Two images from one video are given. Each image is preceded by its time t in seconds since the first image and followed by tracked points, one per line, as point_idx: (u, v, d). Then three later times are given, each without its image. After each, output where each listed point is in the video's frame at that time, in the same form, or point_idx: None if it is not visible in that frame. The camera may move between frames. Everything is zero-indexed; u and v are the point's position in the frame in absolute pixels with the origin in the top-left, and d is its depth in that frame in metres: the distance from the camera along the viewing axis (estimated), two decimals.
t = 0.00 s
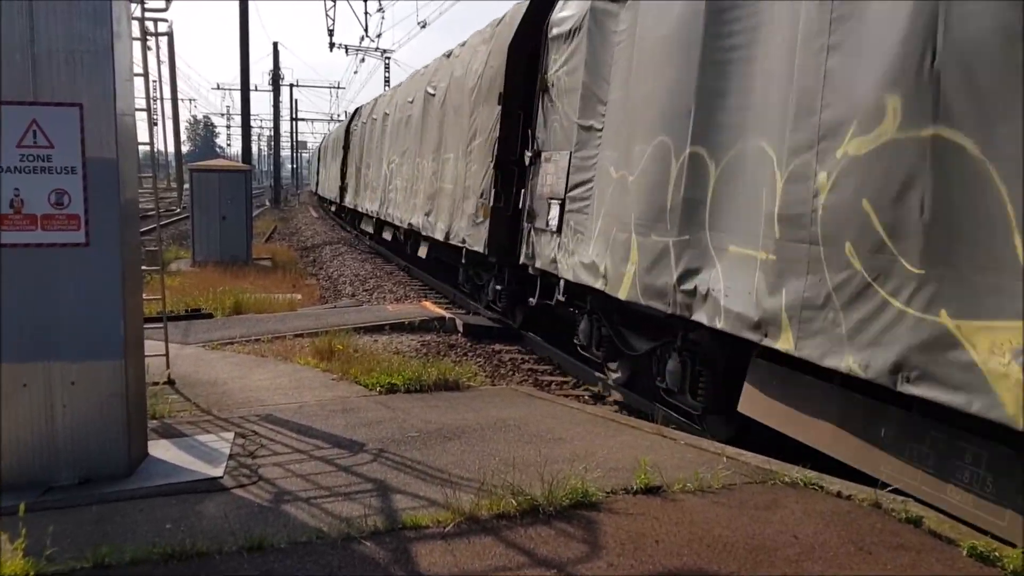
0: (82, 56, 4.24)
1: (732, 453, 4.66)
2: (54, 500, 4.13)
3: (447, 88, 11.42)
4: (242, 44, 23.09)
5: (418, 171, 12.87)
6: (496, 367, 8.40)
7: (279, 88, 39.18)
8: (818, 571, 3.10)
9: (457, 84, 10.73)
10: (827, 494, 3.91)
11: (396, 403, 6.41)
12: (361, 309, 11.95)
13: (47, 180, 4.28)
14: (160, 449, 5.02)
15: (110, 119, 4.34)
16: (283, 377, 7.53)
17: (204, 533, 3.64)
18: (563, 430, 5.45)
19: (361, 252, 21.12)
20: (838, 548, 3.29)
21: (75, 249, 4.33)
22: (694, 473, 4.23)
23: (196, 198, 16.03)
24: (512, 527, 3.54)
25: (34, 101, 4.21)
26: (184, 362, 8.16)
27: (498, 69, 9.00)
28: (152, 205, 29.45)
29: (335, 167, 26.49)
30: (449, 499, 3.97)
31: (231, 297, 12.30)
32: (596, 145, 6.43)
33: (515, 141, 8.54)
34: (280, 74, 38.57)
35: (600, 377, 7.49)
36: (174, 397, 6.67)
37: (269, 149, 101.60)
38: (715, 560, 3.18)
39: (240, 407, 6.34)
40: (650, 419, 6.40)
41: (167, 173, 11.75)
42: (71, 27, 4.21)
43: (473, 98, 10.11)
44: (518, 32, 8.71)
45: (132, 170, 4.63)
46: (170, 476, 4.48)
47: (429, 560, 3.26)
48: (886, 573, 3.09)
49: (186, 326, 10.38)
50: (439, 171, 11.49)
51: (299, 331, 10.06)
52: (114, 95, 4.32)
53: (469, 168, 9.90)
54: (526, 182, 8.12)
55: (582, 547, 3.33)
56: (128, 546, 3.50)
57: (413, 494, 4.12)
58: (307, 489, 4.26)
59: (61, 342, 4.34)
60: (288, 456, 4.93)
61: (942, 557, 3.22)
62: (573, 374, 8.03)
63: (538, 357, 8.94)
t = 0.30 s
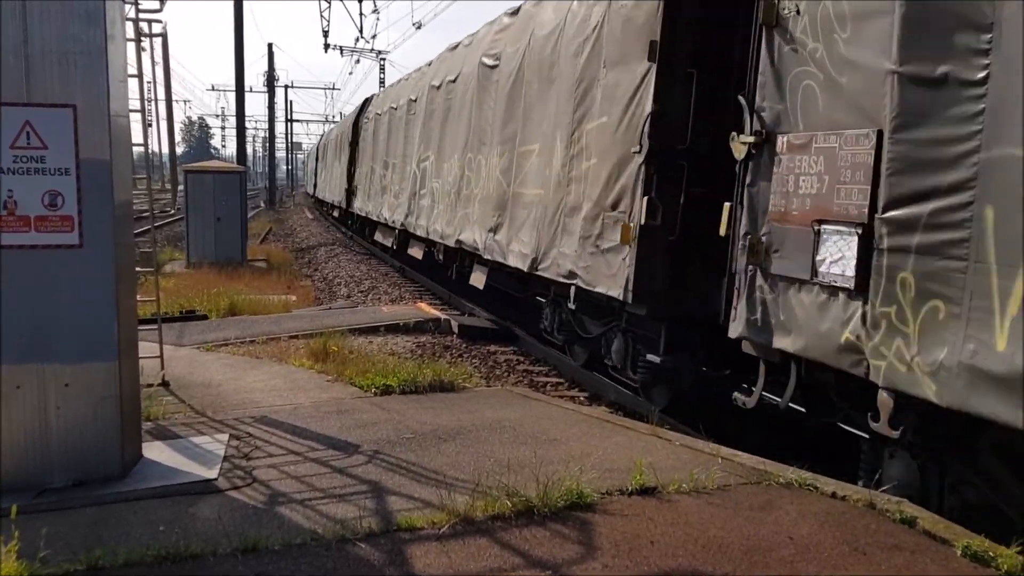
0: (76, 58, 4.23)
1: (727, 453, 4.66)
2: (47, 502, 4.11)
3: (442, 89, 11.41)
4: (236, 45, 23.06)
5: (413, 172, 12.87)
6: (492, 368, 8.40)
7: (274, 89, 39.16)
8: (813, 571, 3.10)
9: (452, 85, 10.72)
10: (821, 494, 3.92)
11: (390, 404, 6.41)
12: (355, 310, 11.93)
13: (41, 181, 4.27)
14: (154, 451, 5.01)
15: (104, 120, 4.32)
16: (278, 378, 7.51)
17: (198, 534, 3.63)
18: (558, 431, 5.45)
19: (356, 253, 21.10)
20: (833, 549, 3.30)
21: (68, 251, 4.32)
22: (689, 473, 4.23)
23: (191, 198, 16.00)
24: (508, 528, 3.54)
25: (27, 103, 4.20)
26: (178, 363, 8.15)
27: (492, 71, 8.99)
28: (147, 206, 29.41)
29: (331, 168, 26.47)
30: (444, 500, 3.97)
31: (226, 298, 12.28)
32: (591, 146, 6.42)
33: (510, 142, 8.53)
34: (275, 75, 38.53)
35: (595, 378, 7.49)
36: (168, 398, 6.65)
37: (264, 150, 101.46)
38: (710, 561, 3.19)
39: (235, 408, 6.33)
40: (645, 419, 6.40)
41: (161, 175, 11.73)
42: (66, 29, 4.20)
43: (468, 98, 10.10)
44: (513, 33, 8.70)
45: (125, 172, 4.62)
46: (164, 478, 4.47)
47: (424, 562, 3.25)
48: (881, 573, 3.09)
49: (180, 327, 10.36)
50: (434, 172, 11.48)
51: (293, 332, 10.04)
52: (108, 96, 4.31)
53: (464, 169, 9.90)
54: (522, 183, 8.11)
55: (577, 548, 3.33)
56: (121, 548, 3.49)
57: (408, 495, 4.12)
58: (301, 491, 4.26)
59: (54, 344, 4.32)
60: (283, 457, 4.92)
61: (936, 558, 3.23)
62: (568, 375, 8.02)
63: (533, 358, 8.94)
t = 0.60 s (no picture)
0: (71, 58, 4.21)
1: (724, 453, 4.66)
2: (43, 503, 4.10)
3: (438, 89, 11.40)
4: (232, 45, 23.02)
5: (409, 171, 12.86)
6: (488, 369, 8.39)
7: (271, 89, 39.18)
8: (809, 572, 3.10)
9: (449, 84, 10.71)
10: (817, 494, 3.92)
11: (386, 405, 6.40)
12: (352, 310, 11.92)
13: (36, 181, 4.26)
14: (150, 451, 5.00)
15: (100, 120, 4.31)
16: (274, 378, 7.50)
17: (193, 535, 3.63)
18: (555, 431, 5.45)
19: (353, 253, 21.10)
20: (829, 549, 3.30)
21: (64, 251, 4.31)
22: (684, 473, 4.23)
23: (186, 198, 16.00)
24: (504, 528, 3.53)
25: (22, 102, 4.19)
26: (174, 363, 8.13)
27: (487, 70, 8.98)
28: (142, 206, 29.39)
29: (327, 168, 26.46)
30: (440, 501, 3.97)
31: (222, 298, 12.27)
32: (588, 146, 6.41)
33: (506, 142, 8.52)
34: (272, 75, 38.53)
35: (591, 378, 7.49)
36: (164, 398, 6.64)
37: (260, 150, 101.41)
38: (705, 561, 3.19)
39: (231, 408, 6.31)
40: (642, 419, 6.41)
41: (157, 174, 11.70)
42: (61, 28, 4.18)
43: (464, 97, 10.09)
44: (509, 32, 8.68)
45: (121, 171, 4.61)
46: (160, 478, 4.46)
47: (419, 562, 3.25)
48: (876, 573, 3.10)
49: (176, 328, 10.35)
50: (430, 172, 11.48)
51: (289, 332, 10.04)
52: (104, 96, 4.30)
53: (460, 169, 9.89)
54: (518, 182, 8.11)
55: (573, 549, 3.32)
56: (116, 548, 3.49)
57: (404, 496, 4.11)
58: (297, 491, 4.25)
59: (50, 343, 4.31)
60: (278, 458, 4.91)
61: (932, 558, 3.23)
62: (565, 375, 8.02)
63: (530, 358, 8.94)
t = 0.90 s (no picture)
0: (69, 58, 4.20)
1: (721, 455, 4.67)
2: (39, 504, 4.10)
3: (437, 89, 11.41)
4: (231, 46, 23.02)
5: (407, 172, 12.86)
6: (486, 370, 8.39)
7: (269, 90, 39.18)
8: (805, 573, 3.10)
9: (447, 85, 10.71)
10: (814, 496, 3.92)
11: (384, 406, 6.40)
12: (351, 311, 11.92)
13: (33, 182, 4.26)
14: (147, 453, 5.00)
15: (97, 120, 4.30)
16: (272, 379, 7.50)
17: (189, 536, 3.62)
18: (553, 432, 5.45)
19: (351, 255, 21.10)
20: (826, 550, 3.30)
21: (61, 252, 4.30)
22: (681, 475, 4.23)
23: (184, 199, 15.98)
24: (501, 530, 3.53)
25: (19, 103, 4.20)
26: (171, 365, 8.13)
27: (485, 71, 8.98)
28: (140, 207, 29.37)
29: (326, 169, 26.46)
30: (437, 502, 3.96)
31: (220, 299, 12.27)
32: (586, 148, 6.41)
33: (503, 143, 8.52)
34: (270, 76, 38.52)
35: (589, 379, 7.49)
36: (161, 400, 6.64)
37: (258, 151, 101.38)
38: (702, 562, 3.19)
39: (229, 410, 6.30)
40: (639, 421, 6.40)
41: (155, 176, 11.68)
42: (58, 29, 4.18)
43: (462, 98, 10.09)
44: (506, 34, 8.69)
45: (119, 172, 4.60)
46: (157, 480, 4.45)
47: (416, 563, 3.25)
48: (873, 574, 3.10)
49: (174, 329, 10.34)
50: (429, 173, 11.47)
51: (287, 333, 10.03)
52: (101, 96, 4.29)
53: (458, 170, 9.89)
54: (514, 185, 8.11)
55: (570, 550, 3.32)
56: (113, 550, 3.48)
57: (401, 497, 4.11)
58: (294, 492, 4.25)
59: (48, 345, 4.31)
60: (276, 459, 4.91)
61: (929, 559, 3.23)
62: (562, 376, 8.04)
63: (527, 359, 8.94)
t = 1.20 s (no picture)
0: (68, 59, 4.21)
1: (718, 455, 4.68)
2: (36, 504, 4.10)
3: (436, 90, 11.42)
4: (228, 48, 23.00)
5: (406, 173, 12.87)
6: (484, 371, 8.40)
7: (266, 90, 39.16)
8: (803, 573, 3.10)
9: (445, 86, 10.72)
10: (813, 496, 3.93)
11: (383, 407, 6.40)
12: (349, 312, 11.92)
13: (32, 182, 4.26)
14: (146, 454, 4.99)
15: (96, 121, 4.31)
16: (270, 380, 7.50)
17: (188, 537, 3.62)
18: (551, 433, 5.45)
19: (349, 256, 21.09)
20: (824, 550, 3.31)
21: (60, 252, 4.30)
22: (680, 476, 4.24)
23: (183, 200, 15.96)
24: (499, 530, 3.54)
25: (19, 103, 4.19)
26: (169, 366, 8.12)
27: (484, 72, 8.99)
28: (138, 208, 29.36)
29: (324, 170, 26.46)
30: (436, 503, 3.97)
31: (218, 300, 12.26)
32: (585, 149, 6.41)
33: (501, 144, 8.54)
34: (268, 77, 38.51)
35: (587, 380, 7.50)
36: (159, 400, 6.63)
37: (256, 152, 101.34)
38: (700, 563, 3.19)
39: (227, 410, 6.30)
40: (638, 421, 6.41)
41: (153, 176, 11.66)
42: (57, 30, 4.18)
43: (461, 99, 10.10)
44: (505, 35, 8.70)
45: (116, 173, 4.60)
46: (155, 481, 4.45)
47: (416, 563, 3.25)
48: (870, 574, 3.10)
49: (172, 330, 10.33)
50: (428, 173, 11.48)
51: (285, 334, 10.03)
52: (100, 97, 4.30)
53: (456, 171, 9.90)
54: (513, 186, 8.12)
55: (569, 550, 3.33)
56: (112, 550, 3.48)
57: (400, 498, 4.12)
58: (293, 493, 4.25)
59: (46, 345, 4.30)
60: (274, 460, 4.91)
61: (927, 559, 3.24)
62: (560, 377, 8.04)
63: (525, 360, 8.94)
